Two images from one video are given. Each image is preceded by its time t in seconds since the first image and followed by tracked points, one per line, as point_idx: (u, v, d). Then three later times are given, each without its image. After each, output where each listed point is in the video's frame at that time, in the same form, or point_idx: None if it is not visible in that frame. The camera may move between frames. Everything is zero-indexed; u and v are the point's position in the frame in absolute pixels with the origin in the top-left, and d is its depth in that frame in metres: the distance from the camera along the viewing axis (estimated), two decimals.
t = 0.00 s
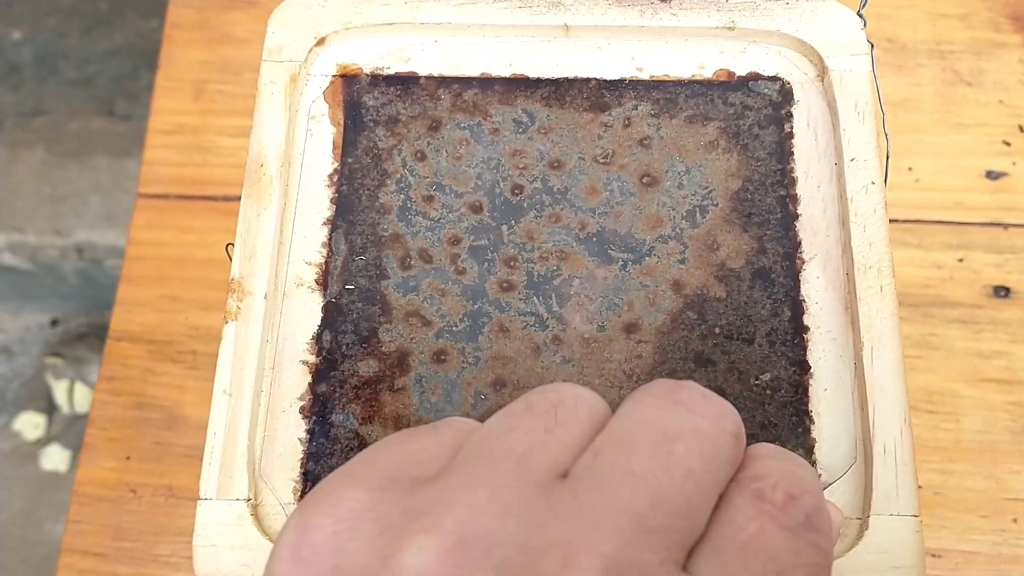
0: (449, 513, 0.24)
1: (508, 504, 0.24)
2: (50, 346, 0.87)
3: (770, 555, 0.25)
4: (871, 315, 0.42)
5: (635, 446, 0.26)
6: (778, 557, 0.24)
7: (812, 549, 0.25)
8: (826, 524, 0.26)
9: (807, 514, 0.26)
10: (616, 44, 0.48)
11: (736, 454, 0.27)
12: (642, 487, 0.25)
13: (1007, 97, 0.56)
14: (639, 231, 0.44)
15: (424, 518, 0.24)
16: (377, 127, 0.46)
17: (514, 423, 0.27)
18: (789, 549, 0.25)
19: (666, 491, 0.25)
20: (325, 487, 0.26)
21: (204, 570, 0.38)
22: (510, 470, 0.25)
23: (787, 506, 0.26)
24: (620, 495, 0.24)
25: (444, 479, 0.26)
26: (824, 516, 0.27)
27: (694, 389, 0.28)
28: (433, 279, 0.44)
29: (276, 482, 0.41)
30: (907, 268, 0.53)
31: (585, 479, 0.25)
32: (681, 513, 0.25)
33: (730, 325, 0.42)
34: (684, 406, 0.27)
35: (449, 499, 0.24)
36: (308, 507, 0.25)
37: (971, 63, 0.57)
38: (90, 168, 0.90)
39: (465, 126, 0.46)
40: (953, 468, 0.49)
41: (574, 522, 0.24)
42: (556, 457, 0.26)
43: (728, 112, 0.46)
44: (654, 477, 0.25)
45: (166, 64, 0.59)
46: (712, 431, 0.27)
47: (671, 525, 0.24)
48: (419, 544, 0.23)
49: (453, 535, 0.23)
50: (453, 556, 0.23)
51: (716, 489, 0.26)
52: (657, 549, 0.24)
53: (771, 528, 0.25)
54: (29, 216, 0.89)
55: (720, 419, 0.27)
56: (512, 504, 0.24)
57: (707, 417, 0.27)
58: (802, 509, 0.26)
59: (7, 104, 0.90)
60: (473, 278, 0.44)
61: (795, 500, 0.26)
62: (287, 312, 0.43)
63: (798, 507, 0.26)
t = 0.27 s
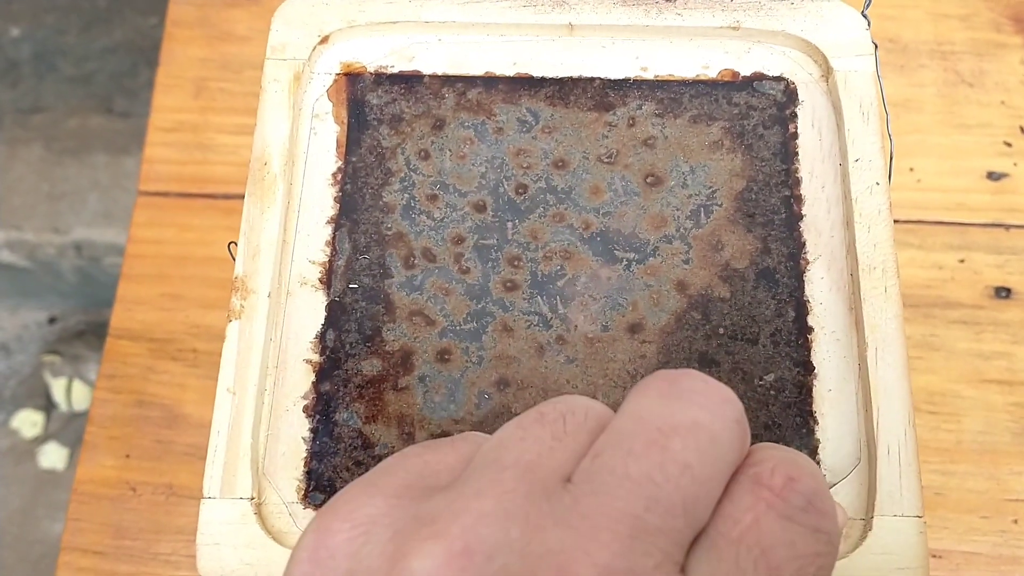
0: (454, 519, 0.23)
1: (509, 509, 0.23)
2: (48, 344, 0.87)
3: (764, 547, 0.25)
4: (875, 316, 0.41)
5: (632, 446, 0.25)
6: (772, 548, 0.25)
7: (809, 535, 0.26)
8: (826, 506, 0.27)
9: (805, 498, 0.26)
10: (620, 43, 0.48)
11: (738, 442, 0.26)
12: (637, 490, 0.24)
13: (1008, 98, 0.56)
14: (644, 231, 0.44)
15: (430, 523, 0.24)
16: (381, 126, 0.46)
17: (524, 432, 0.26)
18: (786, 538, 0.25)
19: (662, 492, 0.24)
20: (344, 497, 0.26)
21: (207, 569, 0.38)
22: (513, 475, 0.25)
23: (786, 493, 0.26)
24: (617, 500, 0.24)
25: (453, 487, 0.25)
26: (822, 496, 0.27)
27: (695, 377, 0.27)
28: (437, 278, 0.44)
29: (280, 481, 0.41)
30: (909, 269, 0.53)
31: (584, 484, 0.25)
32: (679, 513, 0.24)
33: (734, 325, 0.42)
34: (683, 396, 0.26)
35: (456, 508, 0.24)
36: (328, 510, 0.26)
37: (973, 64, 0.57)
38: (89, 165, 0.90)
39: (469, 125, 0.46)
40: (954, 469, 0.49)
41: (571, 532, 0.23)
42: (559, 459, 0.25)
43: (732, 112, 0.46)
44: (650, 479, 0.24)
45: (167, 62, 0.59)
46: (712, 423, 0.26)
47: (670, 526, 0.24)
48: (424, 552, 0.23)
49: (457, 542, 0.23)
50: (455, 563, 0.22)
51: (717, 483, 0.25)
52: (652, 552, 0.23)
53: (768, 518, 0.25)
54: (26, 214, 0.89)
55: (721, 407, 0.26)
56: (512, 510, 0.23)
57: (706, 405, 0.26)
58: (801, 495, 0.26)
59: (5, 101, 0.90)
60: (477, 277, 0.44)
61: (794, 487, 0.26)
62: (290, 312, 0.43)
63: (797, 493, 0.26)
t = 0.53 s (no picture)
0: (457, 503, 0.24)
1: (512, 494, 0.24)
2: (53, 345, 0.88)
3: (757, 534, 0.25)
4: (867, 315, 0.42)
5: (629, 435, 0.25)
6: (765, 536, 0.25)
7: (804, 521, 0.25)
8: (824, 492, 0.26)
9: (801, 485, 0.26)
10: (616, 44, 0.48)
11: (737, 433, 0.26)
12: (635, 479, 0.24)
13: (1008, 100, 0.56)
14: (638, 230, 0.44)
15: (435, 507, 0.25)
16: (377, 126, 0.47)
17: (530, 423, 0.27)
18: (780, 525, 0.25)
19: (660, 481, 0.24)
20: (355, 478, 0.28)
21: (202, 565, 0.38)
22: (518, 463, 0.25)
23: (782, 479, 0.26)
24: (614, 487, 0.24)
25: (459, 472, 0.26)
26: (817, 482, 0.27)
27: (692, 367, 0.26)
28: (432, 277, 0.44)
29: (274, 478, 0.41)
30: (907, 270, 0.53)
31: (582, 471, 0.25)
32: (677, 501, 0.24)
33: (727, 323, 0.42)
34: (682, 386, 0.26)
35: (461, 491, 0.25)
36: (338, 492, 0.27)
37: (972, 66, 0.57)
38: (93, 167, 0.90)
39: (465, 126, 0.47)
40: (952, 469, 0.49)
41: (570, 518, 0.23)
42: (562, 447, 0.26)
43: (726, 112, 0.46)
44: (648, 468, 0.24)
45: (169, 64, 0.60)
46: (710, 413, 0.25)
47: (668, 514, 0.24)
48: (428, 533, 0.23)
49: (461, 524, 0.23)
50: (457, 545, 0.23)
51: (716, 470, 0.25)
52: (649, 538, 0.23)
53: (762, 505, 0.25)
54: (31, 216, 0.89)
55: (720, 396, 0.26)
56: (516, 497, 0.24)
57: (703, 397, 0.25)
58: (797, 481, 0.26)
59: (9, 103, 0.90)
60: (471, 276, 0.44)
61: (789, 473, 0.26)
62: (286, 310, 0.44)
63: (793, 479, 0.26)
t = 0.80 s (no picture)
0: (461, 498, 0.24)
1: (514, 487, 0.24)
2: (58, 347, 0.88)
3: (752, 518, 0.24)
4: (864, 307, 0.42)
5: (628, 424, 0.24)
6: (761, 519, 0.24)
7: (801, 502, 0.25)
8: (823, 471, 0.26)
9: (798, 465, 0.25)
10: (613, 38, 0.48)
11: (737, 416, 0.25)
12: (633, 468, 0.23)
13: (1009, 98, 0.56)
14: (635, 223, 0.44)
15: (439, 502, 0.25)
16: (375, 120, 0.47)
17: (533, 422, 0.27)
18: (777, 507, 0.24)
19: (658, 471, 0.23)
20: (359, 474, 0.28)
21: (199, 556, 0.39)
22: (520, 460, 0.25)
23: (779, 459, 0.25)
24: (612, 477, 0.23)
25: (463, 469, 0.26)
26: (817, 460, 0.26)
27: (693, 349, 0.26)
28: (429, 270, 0.44)
29: (272, 469, 0.41)
30: (908, 267, 0.53)
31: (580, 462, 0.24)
32: (676, 490, 0.24)
33: (724, 316, 0.42)
34: (682, 371, 0.25)
35: (464, 488, 0.25)
36: (343, 487, 0.27)
37: (973, 64, 0.57)
38: (98, 169, 0.91)
39: (463, 120, 0.47)
40: (953, 467, 0.49)
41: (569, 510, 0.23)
42: (564, 442, 0.26)
43: (724, 106, 0.46)
44: (645, 459, 0.24)
45: (172, 63, 0.60)
46: (710, 399, 0.25)
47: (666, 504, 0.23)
48: (433, 527, 0.23)
49: (463, 519, 0.23)
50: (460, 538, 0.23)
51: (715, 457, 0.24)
52: (646, 529, 0.23)
53: (758, 487, 0.25)
54: (35, 218, 0.90)
55: (719, 379, 0.25)
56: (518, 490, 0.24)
57: (702, 379, 0.25)
58: (794, 460, 0.25)
59: (15, 104, 0.91)
60: (469, 269, 0.44)
61: (787, 452, 0.25)
62: (284, 303, 0.44)
63: (790, 458, 0.25)
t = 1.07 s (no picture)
0: (468, 480, 0.25)
1: (520, 468, 0.24)
2: (60, 348, 0.88)
3: (753, 496, 0.24)
4: (861, 302, 0.42)
5: (629, 405, 0.25)
6: (762, 497, 0.24)
7: (802, 477, 0.25)
8: (823, 446, 0.26)
9: (799, 440, 0.26)
10: (613, 36, 0.49)
11: (737, 394, 0.26)
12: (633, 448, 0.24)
13: (1009, 99, 0.56)
14: (634, 220, 0.45)
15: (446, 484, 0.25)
16: (376, 117, 0.47)
17: (537, 408, 0.27)
18: (777, 484, 0.24)
19: (658, 450, 0.24)
20: (367, 460, 0.29)
21: (200, 548, 0.39)
22: (525, 443, 0.26)
23: (780, 435, 0.25)
24: (614, 457, 0.24)
25: (468, 454, 0.27)
26: (817, 435, 0.26)
27: (694, 330, 0.26)
28: (429, 266, 0.44)
29: (273, 463, 0.41)
30: (907, 267, 0.53)
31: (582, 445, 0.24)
32: (676, 467, 0.24)
33: (722, 312, 0.43)
34: (682, 351, 0.26)
35: (470, 471, 0.25)
36: (352, 473, 0.28)
37: (973, 65, 0.57)
38: (101, 171, 0.91)
39: (463, 117, 0.47)
40: (953, 466, 0.49)
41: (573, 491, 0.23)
42: (567, 426, 0.26)
43: (722, 104, 0.46)
44: (646, 438, 0.24)
45: (175, 63, 0.60)
46: (710, 377, 0.25)
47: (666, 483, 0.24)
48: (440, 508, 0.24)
49: (470, 499, 0.24)
50: (467, 518, 0.23)
51: (715, 435, 0.25)
52: (647, 507, 0.23)
53: (759, 464, 0.25)
54: (39, 219, 0.91)
55: (719, 358, 0.26)
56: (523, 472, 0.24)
57: (702, 358, 0.25)
58: (795, 436, 0.26)
59: (18, 106, 0.92)
60: (469, 265, 0.44)
61: (788, 428, 0.26)
62: (285, 298, 0.44)
63: (791, 434, 0.26)
